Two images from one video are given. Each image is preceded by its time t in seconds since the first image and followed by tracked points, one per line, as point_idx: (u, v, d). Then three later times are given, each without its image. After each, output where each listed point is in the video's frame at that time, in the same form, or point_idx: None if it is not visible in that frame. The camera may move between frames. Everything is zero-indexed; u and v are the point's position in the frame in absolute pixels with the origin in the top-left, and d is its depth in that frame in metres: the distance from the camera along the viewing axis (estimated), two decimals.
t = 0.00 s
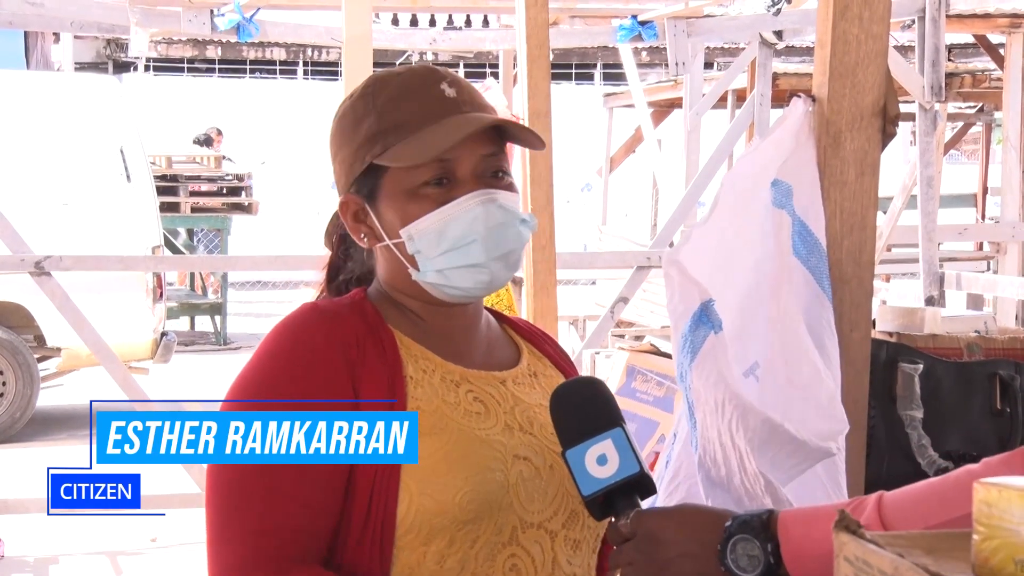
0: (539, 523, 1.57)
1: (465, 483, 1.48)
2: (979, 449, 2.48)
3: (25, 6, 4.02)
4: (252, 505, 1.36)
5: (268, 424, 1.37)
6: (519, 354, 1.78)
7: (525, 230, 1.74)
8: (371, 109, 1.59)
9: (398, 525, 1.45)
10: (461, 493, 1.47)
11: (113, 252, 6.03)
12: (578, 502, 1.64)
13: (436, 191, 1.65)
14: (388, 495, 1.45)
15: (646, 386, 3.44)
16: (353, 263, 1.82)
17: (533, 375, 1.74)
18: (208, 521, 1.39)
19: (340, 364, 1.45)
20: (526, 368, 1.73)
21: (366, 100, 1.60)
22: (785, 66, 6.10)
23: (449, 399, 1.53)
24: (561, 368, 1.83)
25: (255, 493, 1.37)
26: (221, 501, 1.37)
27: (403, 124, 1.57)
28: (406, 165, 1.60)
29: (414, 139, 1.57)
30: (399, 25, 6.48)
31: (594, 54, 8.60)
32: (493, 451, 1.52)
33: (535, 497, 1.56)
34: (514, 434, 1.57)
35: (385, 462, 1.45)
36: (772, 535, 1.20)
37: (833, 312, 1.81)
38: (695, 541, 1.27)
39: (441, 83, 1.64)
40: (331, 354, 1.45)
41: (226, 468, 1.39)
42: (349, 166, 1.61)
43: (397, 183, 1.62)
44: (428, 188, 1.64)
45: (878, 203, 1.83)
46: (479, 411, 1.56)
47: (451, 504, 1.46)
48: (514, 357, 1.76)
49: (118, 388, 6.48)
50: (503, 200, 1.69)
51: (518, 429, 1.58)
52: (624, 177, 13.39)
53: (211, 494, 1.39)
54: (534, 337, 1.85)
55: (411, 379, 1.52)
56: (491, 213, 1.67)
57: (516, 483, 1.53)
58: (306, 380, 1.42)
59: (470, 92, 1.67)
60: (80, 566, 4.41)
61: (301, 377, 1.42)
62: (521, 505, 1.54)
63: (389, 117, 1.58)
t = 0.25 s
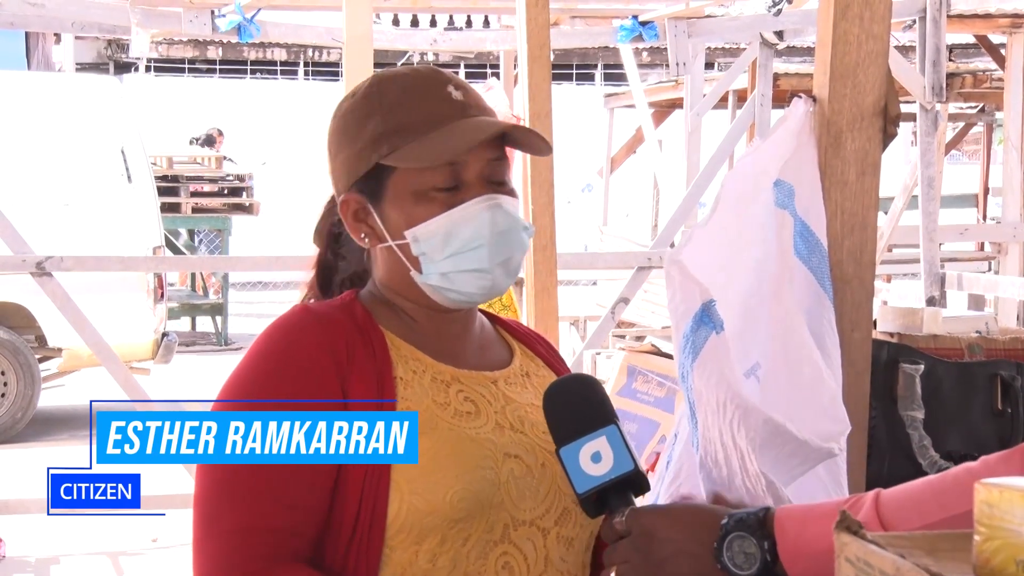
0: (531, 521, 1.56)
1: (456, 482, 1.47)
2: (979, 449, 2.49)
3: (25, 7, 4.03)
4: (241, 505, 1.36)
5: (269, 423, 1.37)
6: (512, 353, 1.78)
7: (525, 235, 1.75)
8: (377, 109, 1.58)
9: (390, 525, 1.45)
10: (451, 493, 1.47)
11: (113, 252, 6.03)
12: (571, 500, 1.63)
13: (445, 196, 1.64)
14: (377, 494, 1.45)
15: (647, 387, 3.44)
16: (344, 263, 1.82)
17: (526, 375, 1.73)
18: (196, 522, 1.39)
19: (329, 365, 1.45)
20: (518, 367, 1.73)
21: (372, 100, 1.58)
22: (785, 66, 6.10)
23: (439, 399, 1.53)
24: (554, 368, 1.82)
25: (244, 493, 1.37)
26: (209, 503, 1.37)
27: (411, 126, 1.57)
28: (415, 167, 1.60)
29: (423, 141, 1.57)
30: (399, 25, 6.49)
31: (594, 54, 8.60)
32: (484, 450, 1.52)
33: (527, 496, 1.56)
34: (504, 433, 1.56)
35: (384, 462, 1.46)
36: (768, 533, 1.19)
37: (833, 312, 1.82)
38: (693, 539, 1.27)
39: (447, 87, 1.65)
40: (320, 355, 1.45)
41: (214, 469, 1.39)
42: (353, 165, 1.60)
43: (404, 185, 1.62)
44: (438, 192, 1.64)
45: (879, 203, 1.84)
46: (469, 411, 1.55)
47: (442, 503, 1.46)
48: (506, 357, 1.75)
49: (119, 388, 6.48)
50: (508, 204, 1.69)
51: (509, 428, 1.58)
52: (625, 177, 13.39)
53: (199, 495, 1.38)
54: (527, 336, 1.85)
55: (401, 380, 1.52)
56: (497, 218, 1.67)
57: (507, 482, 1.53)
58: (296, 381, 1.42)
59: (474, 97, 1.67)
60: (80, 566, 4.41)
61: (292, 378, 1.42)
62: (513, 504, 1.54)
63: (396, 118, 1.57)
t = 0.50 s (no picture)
0: (529, 518, 1.56)
1: (451, 481, 1.47)
2: (981, 449, 2.49)
3: (26, 6, 4.03)
4: (236, 507, 1.37)
5: (268, 424, 1.38)
6: (506, 351, 1.77)
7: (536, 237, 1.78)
8: (407, 104, 1.57)
9: (386, 524, 1.46)
10: (448, 492, 1.47)
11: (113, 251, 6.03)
12: (568, 496, 1.62)
13: (474, 193, 1.65)
14: (373, 493, 1.45)
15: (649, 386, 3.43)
16: (332, 263, 1.84)
17: (519, 371, 1.73)
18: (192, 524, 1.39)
19: (323, 366, 1.46)
20: (512, 363, 1.72)
21: (398, 95, 1.56)
22: (786, 66, 6.10)
23: (434, 399, 1.54)
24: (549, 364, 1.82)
25: (240, 493, 1.37)
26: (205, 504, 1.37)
27: (443, 124, 1.58)
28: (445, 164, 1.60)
29: (459, 139, 1.58)
30: (399, 24, 6.49)
31: (596, 54, 8.60)
32: (480, 449, 1.52)
33: (524, 493, 1.55)
34: (499, 430, 1.56)
35: (383, 462, 1.46)
36: (770, 531, 1.20)
37: (834, 312, 1.81)
38: (695, 536, 1.26)
39: (471, 88, 1.66)
40: (313, 355, 1.45)
41: (208, 470, 1.39)
42: (373, 159, 1.56)
43: (433, 181, 1.62)
44: (466, 189, 1.64)
45: (881, 204, 1.82)
46: (464, 410, 1.55)
47: (438, 503, 1.46)
48: (500, 353, 1.75)
49: (120, 387, 6.49)
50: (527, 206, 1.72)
51: (504, 425, 1.57)
52: (626, 177, 13.39)
53: (194, 496, 1.39)
54: (520, 332, 1.84)
55: (395, 381, 1.53)
56: (520, 219, 1.69)
57: (504, 480, 1.53)
58: (290, 382, 1.43)
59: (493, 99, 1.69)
60: (82, 565, 4.42)
61: (287, 379, 1.42)
62: (510, 502, 1.54)
63: (428, 115, 1.57)
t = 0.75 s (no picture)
0: (529, 518, 1.56)
1: (453, 481, 1.47)
2: (984, 450, 2.49)
3: (29, 5, 4.04)
4: (236, 506, 1.37)
5: (268, 424, 1.38)
6: (513, 352, 1.76)
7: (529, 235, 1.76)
8: (382, 108, 1.57)
9: (387, 524, 1.46)
10: (448, 492, 1.47)
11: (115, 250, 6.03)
12: (571, 497, 1.62)
13: (449, 197, 1.65)
14: (374, 493, 1.45)
15: (650, 385, 3.42)
16: (342, 260, 1.83)
17: (526, 372, 1.72)
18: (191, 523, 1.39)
19: (326, 365, 1.46)
20: (519, 365, 1.72)
21: (378, 98, 1.57)
22: (788, 65, 6.10)
23: (436, 398, 1.54)
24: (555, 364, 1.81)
25: (239, 492, 1.37)
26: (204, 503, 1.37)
27: (418, 126, 1.57)
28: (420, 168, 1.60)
29: (433, 142, 1.57)
30: (401, 23, 6.49)
31: (597, 53, 8.60)
32: (481, 449, 1.51)
33: (526, 493, 1.55)
34: (502, 431, 1.56)
35: (384, 463, 1.46)
36: (772, 529, 1.20)
37: (838, 312, 1.81)
38: (699, 534, 1.26)
39: (453, 87, 1.65)
40: (314, 355, 1.45)
41: (207, 469, 1.39)
42: (356, 164, 1.59)
43: (410, 184, 1.62)
44: (442, 193, 1.64)
45: (884, 203, 1.83)
46: (467, 410, 1.55)
47: (439, 503, 1.46)
48: (506, 355, 1.74)
49: (121, 386, 6.49)
50: (512, 206, 1.70)
51: (508, 426, 1.57)
52: (627, 176, 13.39)
53: (193, 495, 1.39)
54: (530, 334, 1.83)
55: (398, 380, 1.52)
56: (502, 218, 1.67)
57: (506, 481, 1.53)
58: (292, 382, 1.43)
59: (478, 98, 1.68)
60: (84, 563, 4.42)
61: (289, 378, 1.43)
62: (512, 502, 1.54)
63: (403, 117, 1.57)
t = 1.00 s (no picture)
0: (523, 520, 1.56)
1: (446, 482, 1.47)
2: (984, 449, 2.49)
3: (28, 4, 4.03)
4: (229, 503, 1.37)
5: (268, 424, 1.38)
6: (513, 353, 1.75)
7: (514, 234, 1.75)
8: (366, 106, 1.60)
9: (379, 523, 1.46)
10: (441, 492, 1.47)
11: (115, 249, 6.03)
12: (567, 499, 1.61)
13: (426, 195, 1.65)
14: (368, 493, 1.46)
15: (650, 385, 3.43)
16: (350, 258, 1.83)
17: (525, 373, 1.71)
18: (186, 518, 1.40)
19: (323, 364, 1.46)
20: (518, 366, 1.71)
21: (361, 99, 1.61)
22: (788, 65, 6.10)
23: (434, 398, 1.53)
24: (556, 366, 1.80)
25: (233, 490, 1.38)
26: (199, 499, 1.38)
27: (396, 124, 1.58)
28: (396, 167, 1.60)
29: (404, 139, 1.58)
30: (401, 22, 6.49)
31: (597, 52, 8.60)
32: (477, 450, 1.51)
33: (521, 494, 1.55)
34: (498, 432, 1.55)
35: (379, 462, 1.46)
36: (772, 528, 1.20)
37: (838, 311, 1.81)
38: (698, 534, 1.26)
39: (438, 84, 1.65)
40: (312, 354, 1.45)
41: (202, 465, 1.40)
42: (341, 163, 1.63)
43: (388, 183, 1.63)
44: (418, 191, 1.64)
45: (883, 203, 1.83)
46: (464, 410, 1.55)
47: (432, 503, 1.46)
48: (506, 356, 1.73)
49: (120, 385, 6.49)
50: (493, 206, 1.69)
51: (504, 428, 1.57)
52: (626, 176, 13.40)
53: (189, 490, 1.39)
54: (531, 334, 1.82)
55: (394, 379, 1.52)
56: (478, 218, 1.67)
57: (500, 482, 1.52)
58: (290, 380, 1.43)
59: (468, 93, 1.67)
60: (82, 563, 4.42)
61: (287, 377, 1.43)
62: (506, 503, 1.53)
63: (383, 115, 1.59)
